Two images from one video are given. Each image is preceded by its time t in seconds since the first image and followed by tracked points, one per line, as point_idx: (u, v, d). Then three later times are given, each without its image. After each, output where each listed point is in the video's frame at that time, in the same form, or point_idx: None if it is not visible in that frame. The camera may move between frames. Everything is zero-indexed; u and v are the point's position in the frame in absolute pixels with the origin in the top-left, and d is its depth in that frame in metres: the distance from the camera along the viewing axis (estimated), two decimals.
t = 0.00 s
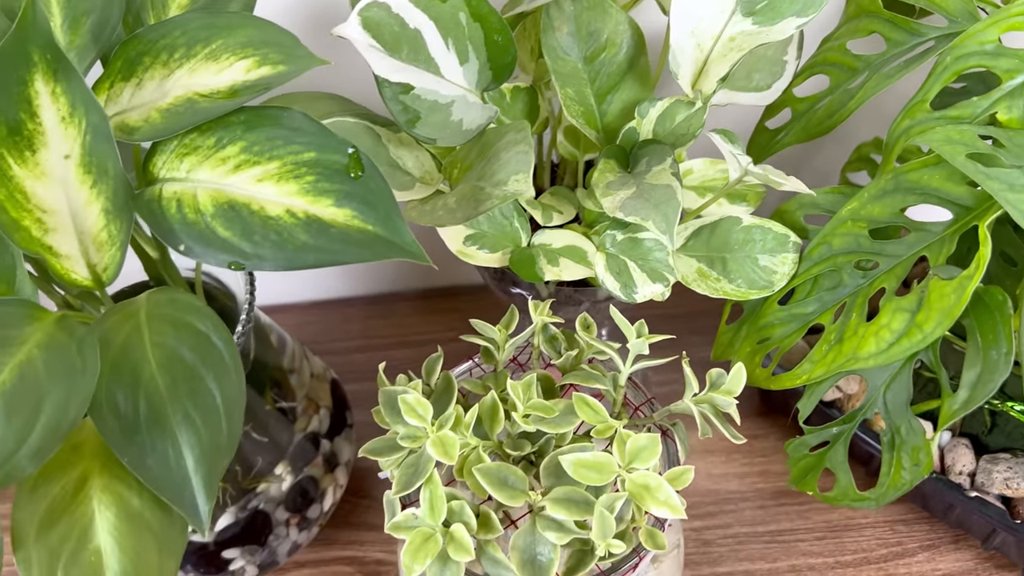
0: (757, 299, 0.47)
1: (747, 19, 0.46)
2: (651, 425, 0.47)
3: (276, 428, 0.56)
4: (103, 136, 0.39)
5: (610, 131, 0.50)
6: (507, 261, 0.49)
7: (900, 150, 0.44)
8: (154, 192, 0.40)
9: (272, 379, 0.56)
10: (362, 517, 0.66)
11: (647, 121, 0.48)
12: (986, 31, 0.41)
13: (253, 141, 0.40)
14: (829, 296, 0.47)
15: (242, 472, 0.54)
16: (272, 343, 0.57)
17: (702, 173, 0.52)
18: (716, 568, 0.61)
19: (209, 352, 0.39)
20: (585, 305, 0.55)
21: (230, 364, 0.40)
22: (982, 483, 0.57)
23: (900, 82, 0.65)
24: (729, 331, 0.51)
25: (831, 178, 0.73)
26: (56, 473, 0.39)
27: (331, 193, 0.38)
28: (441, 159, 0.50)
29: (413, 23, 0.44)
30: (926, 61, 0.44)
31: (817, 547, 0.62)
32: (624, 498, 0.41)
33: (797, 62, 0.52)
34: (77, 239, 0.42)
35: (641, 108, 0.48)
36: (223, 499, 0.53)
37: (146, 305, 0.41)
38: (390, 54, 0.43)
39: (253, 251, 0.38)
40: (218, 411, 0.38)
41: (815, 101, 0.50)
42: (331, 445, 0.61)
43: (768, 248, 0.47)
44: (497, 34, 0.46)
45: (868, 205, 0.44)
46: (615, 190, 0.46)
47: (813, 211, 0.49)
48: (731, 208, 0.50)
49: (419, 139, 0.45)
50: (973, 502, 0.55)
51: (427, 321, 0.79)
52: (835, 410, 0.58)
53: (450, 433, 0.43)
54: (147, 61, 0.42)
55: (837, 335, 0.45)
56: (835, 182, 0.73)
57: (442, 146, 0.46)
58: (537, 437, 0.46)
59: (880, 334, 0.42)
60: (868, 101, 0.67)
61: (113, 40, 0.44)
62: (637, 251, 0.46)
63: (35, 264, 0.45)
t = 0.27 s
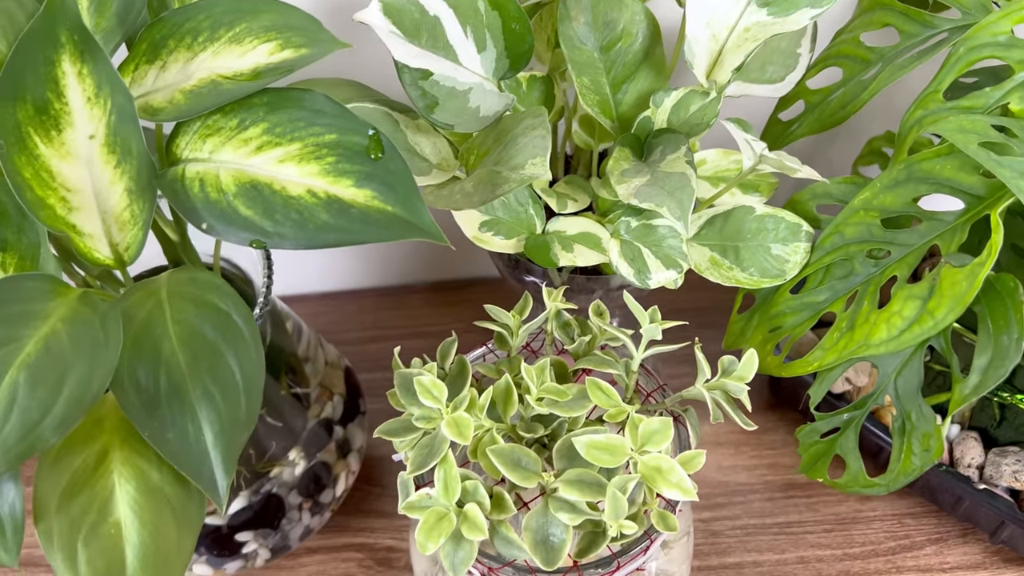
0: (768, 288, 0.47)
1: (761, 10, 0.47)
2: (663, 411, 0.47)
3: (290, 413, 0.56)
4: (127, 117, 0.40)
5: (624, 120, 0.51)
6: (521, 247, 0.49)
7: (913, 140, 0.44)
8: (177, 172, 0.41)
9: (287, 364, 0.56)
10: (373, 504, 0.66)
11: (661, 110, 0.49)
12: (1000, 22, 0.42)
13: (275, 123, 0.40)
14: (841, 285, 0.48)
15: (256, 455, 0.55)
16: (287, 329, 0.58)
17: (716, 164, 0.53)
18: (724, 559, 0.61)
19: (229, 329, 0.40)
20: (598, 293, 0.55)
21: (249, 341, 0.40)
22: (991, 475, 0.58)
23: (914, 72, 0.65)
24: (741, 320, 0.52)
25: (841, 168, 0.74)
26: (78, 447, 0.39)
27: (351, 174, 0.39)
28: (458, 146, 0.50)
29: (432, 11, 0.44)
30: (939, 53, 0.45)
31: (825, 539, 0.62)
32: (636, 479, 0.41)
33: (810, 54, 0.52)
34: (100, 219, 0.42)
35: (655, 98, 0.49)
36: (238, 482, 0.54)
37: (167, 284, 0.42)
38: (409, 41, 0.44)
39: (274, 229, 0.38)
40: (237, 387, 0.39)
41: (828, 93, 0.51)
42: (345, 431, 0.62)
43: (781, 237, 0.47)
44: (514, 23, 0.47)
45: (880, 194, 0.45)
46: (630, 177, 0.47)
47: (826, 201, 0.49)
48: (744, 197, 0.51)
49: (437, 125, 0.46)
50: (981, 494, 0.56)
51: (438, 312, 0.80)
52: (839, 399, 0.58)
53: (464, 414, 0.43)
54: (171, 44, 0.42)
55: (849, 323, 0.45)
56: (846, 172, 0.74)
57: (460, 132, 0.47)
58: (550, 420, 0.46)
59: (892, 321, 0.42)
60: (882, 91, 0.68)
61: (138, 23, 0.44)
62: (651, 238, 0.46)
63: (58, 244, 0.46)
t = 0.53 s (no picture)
0: (772, 277, 0.48)
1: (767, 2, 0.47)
2: (668, 397, 0.47)
3: (298, 401, 0.57)
4: (142, 102, 0.40)
5: (631, 110, 0.51)
6: (528, 235, 0.50)
7: (917, 130, 0.45)
8: (191, 155, 0.42)
9: (295, 352, 0.57)
10: (378, 493, 0.67)
11: (668, 100, 0.49)
12: (1003, 13, 0.42)
13: (287, 108, 0.41)
14: (845, 274, 0.48)
15: (264, 441, 0.55)
16: (294, 316, 0.58)
17: (721, 155, 0.53)
18: (727, 549, 0.62)
19: (241, 310, 0.40)
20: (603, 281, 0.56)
21: (260, 322, 0.41)
22: (993, 467, 0.58)
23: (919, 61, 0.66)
24: (746, 309, 0.52)
25: (843, 159, 0.74)
26: (90, 424, 0.40)
27: (362, 157, 0.39)
28: (466, 135, 0.51)
29: None
30: (943, 43, 0.45)
31: (827, 531, 0.63)
32: (641, 462, 0.42)
33: (815, 47, 0.53)
34: (114, 202, 0.43)
35: (662, 88, 0.49)
36: (245, 467, 0.55)
37: (179, 265, 0.42)
38: (420, 28, 0.45)
39: (286, 211, 0.39)
40: (248, 368, 0.39)
41: (833, 84, 0.51)
42: (351, 419, 0.62)
43: (786, 226, 0.48)
44: (523, 13, 0.47)
45: (884, 184, 0.45)
46: (637, 166, 0.47)
47: (830, 191, 0.50)
48: (749, 187, 0.51)
49: (446, 112, 0.46)
50: (982, 484, 0.56)
51: (443, 305, 0.80)
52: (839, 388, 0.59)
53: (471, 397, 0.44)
54: (186, 30, 0.43)
55: (852, 311, 0.45)
56: (848, 163, 0.75)
57: (468, 120, 0.46)
58: (556, 405, 0.47)
59: (895, 308, 0.43)
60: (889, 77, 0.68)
61: (152, 9, 0.45)
62: (657, 226, 0.47)
63: (70, 227, 0.47)
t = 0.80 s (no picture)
0: (769, 265, 0.48)
1: None
2: (665, 382, 0.48)
3: (300, 388, 0.57)
4: (150, 87, 0.41)
5: (631, 101, 0.52)
6: (529, 224, 0.50)
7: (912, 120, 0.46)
8: (197, 141, 0.42)
9: (298, 341, 0.58)
10: (380, 481, 0.67)
11: (667, 91, 0.50)
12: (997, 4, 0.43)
13: (292, 94, 0.41)
14: (841, 262, 0.49)
15: (266, 428, 0.56)
16: (297, 304, 0.58)
17: (720, 145, 0.54)
18: (725, 538, 0.62)
19: (245, 291, 0.41)
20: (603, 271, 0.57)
21: (263, 303, 0.41)
22: (987, 456, 0.59)
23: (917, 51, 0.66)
24: (743, 298, 0.53)
25: (842, 149, 0.75)
26: (96, 403, 0.40)
27: (366, 142, 0.40)
28: (468, 124, 0.52)
29: None
30: (938, 35, 0.46)
31: (824, 520, 0.63)
32: (638, 445, 0.42)
33: (813, 39, 0.53)
34: (121, 186, 0.43)
35: (661, 79, 0.50)
36: (248, 453, 0.55)
37: (186, 249, 0.42)
38: (423, 18, 0.45)
39: (291, 194, 0.39)
40: (252, 350, 0.40)
41: (831, 76, 0.52)
42: (353, 408, 0.63)
43: (783, 215, 0.48)
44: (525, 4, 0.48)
45: (880, 173, 0.46)
46: (636, 155, 0.48)
47: (827, 181, 0.50)
48: (747, 177, 0.52)
49: (448, 100, 0.47)
50: (978, 473, 0.57)
51: (445, 297, 0.81)
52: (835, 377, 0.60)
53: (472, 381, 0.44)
54: (192, 18, 0.44)
55: (848, 298, 0.46)
56: (848, 153, 0.75)
57: (471, 108, 0.47)
58: (556, 389, 0.47)
59: (890, 294, 0.44)
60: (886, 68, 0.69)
61: None
62: (656, 214, 0.48)
63: (78, 212, 0.47)
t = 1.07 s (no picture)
0: (761, 253, 0.49)
1: None
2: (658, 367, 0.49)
3: (299, 375, 0.58)
4: (151, 74, 0.41)
5: (625, 91, 0.53)
6: (525, 212, 0.51)
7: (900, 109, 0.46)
8: (199, 127, 0.43)
9: (297, 329, 0.58)
10: (377, 470, 0.68)
11: (661, 82, 0.51)
12: None
13: (292, 81, 0.42)
14: (831, 250, 0.50)
15: (265, 414, 0.57)
16: (296, 293, 0.59)
17: (713, 136, 0.55)
18: (718, 525, 0.63)
19: (245, 275, 0.41)
20: (598, 260, 0.58)
21: (264, 287, 0.41)
22: (977, 444, 0.60)
23: (908, 42, 0.67)
24: (736, 286, 0.54)
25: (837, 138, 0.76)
26: (99, 383, 0.41)
27: (364, 128, 0.40)
28: (465, 114, 0.52)
29: None
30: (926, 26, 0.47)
31: (816, 508, 0.64)
32: (631, 427, 0.43)
33: (805, 32, 0.54)
34: (123, 171, 0.44)
35: (656, 70, 0.51)
36: (247, 439, 0.56)
37: (188, 233, 0.43)
38: (421, 8, 0.46)
39: (290, 178, 0.40)
40: (253, 331, 0.40)
41: (822, 67, 0.53)
42: (351, 396, 0.63)
43: (775, 204, 0.49)
44: None
45: (869, 162, 0.47)
46: (630, 144, 0.48)
47: (818, 171, 0.51)
48: (740, 167, 0.52)
49: (445, 89, 0.48)
50: (967, 461, 0.58)
51: (443, 290, 0.82)
52: (825, 365, 0.61)
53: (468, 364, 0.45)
54: (193, 7, 0.44)
55: (838, 284, 0.47)
56: (842, 142, 0.76)
57: (467, 97, 0.48)
58: (551, 373, 0.48)
59: (879, 279, 0.44)
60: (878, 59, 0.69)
61: None
62: (649, 202, 0.48)
63: (80, 197, 0.48)
